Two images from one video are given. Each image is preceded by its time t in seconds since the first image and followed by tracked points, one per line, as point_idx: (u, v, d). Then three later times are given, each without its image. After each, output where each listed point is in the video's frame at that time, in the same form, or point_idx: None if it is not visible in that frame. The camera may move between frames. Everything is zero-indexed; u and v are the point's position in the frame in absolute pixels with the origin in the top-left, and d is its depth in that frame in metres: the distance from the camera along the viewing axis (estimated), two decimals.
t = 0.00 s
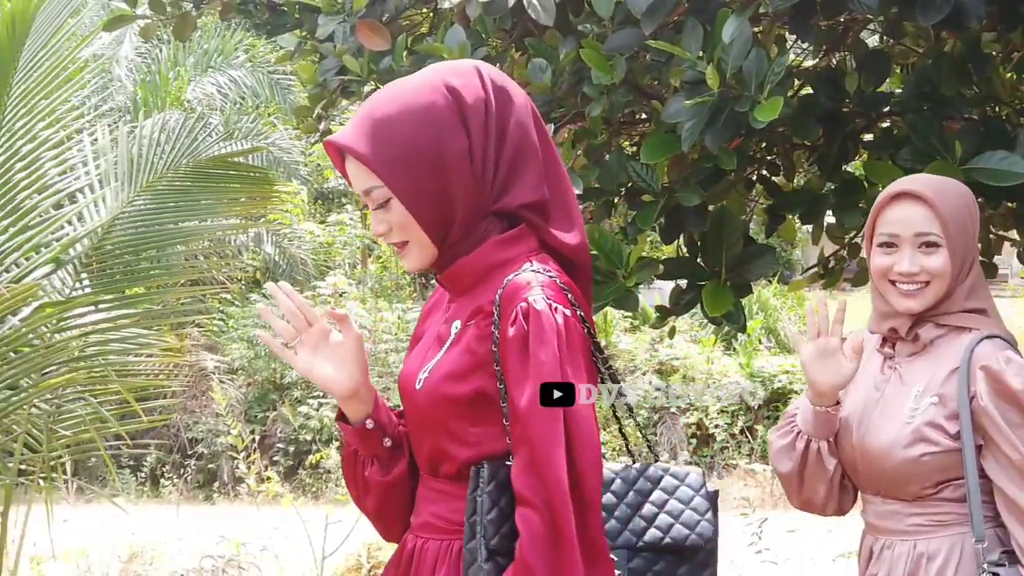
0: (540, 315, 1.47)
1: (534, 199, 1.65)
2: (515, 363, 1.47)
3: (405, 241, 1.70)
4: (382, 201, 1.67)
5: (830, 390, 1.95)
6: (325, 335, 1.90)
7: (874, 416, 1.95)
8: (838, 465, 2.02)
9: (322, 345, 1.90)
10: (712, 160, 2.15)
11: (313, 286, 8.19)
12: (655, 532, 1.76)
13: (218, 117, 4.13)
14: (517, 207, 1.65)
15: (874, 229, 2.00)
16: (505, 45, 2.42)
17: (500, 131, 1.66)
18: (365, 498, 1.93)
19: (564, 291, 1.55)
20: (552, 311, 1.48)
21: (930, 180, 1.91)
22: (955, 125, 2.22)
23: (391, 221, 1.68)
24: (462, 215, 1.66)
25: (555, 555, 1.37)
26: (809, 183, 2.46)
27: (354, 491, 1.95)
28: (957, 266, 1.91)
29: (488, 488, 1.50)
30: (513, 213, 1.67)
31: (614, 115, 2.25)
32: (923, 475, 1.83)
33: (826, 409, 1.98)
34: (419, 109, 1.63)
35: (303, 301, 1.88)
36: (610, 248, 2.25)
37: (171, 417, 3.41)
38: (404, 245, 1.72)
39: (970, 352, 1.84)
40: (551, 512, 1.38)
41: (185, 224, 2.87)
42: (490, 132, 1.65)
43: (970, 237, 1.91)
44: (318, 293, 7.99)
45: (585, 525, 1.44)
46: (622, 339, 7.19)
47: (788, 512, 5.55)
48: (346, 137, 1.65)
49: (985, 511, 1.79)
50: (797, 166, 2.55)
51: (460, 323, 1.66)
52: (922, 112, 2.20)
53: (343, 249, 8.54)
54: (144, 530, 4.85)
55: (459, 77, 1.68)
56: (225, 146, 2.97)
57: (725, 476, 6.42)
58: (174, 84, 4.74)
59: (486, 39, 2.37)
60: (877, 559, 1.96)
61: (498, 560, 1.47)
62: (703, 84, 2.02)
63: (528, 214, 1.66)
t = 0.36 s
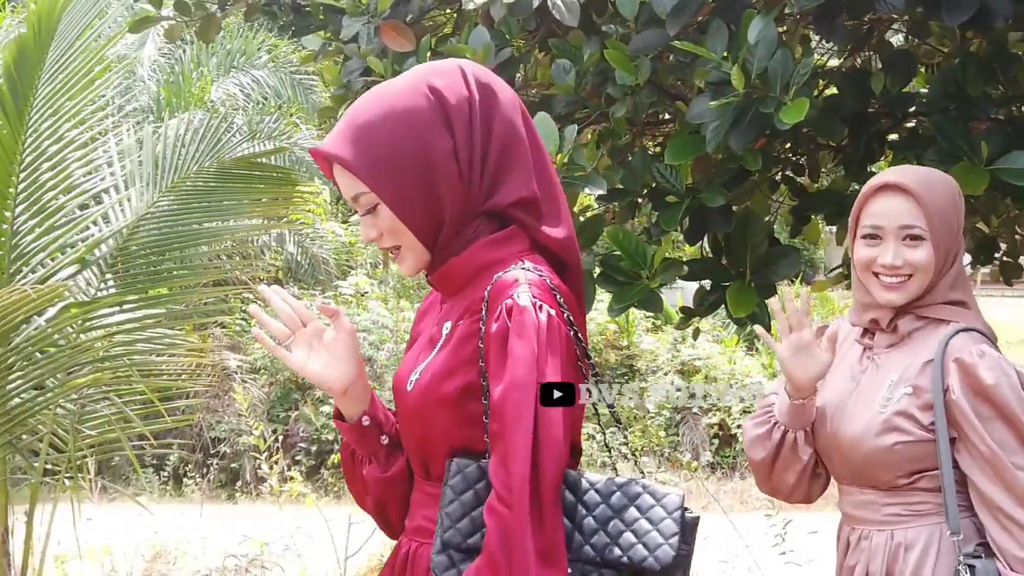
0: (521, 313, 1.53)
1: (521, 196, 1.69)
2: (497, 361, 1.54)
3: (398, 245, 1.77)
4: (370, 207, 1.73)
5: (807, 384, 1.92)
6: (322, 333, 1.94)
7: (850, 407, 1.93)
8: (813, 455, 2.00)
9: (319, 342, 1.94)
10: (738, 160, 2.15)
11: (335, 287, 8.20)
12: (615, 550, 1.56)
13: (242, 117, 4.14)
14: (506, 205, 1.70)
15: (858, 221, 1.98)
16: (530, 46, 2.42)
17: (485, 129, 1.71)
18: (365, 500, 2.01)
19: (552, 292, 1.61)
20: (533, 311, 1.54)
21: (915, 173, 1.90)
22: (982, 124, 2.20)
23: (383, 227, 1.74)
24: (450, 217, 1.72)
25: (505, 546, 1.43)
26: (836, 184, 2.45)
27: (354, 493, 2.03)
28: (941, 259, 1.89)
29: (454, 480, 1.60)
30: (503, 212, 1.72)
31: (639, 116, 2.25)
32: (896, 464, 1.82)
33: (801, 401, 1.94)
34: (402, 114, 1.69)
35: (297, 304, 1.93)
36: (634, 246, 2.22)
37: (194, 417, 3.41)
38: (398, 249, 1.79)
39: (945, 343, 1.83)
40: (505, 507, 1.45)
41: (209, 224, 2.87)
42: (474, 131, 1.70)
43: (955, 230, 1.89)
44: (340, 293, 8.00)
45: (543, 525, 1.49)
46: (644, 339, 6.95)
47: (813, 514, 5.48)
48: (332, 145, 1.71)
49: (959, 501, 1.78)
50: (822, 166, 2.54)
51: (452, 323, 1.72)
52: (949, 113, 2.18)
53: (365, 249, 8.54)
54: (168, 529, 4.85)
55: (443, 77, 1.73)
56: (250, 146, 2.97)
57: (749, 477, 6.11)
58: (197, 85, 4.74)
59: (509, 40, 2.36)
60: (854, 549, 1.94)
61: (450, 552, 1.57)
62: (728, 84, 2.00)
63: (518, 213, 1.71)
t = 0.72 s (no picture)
0: (498, 318, 1.48)
1: (508, 201, 1.65)
2: (473, 366, 1.50)
3: (382, 250, 1.72)
4: (354, 214, 1.69)
5: (792, 375, 1.96)
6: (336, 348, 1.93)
7: (837, 395, 1.95)
8: (802, 444, 2.05)
9: (332, 354, 1.93)
10: (765, 161, 2.14)
11: (360, 287, 8.21)
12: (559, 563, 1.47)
13: (269, 117, 4.14)
14: (491, 211, 1.66)
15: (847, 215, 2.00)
16: (557, 46, 2.42)
17: (470, 133, 1.67)
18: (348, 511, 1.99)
19: (532, 296, 1.56)
20: (510, 315, 1.49)
21: (902, 166, 1.92)
22: (1013, 125, 2.18)
23: (366, 233, 1.70)
24: (434, 222, 1.68)
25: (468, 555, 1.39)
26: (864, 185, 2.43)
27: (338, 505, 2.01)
28: (929, 249, 1.91)
29: (427, 478, 1.56)
30: (487, 217, 1.68)
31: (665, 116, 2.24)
32: (880, 452, 1.83)
33: (788, 392, 1.99)
34: (385, 119, 1.64)
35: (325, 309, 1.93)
36: (660, 247, 2.20)
37: (220, 418, 3.42)
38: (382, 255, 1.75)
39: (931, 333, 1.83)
40: (470, 509, 1.41)
41: (235, 224, 2.88)
42: (460, 137, 1.66)
43: (943, 220, 1.91)
44: (365, 293, 8.01)
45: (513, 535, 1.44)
46: (668, 339, 6.86)
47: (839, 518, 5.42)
48: (314, 152, 1.66)
49: (945, 492, 1.79)
50: (849, 166, 2.52)
51: (435, 330, 1.68)
52: (979, 113, 2.16)
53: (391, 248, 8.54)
54: (195, 529, 4.87)
55: (427, 82, 1.68)
56: (277, 144, 2.97)
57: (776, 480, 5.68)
58: (223, 87, 4.74)
59: (535, 40, 2.36)
60: (840, 540, 1.97)
61: (413, 550, 1.53)
62: (756, 84, 2.00)
63: (503, 219, 1.67)
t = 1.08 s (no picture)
0: (474, 328, 1.45)
1: (489, 211, 1.63)
2: (448, 377, 1.47)
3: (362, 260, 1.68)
4: (333, 223, 1.65)
5: (793, 373, 1.94)
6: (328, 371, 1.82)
7: (836, 389, 1.92)
8: (803, 441, 2.02)
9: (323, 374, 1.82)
10: (792, 161, 2.13)
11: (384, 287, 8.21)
12: None
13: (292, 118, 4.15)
14: (472, 221, 1.63)
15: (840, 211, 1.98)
16: (582, 46, 2.42)
17: (452, 142, 1.64)
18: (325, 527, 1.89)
19: (510, 306, 1.53)
20: (486, 325, 1.46)
21: (896, 160, 1.90)
22: None
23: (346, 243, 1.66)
24: (414, 232, 1.64)
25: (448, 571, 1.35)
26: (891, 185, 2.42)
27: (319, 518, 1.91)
28: (924, 242, 1.89)
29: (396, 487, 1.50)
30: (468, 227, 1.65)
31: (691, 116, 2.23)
32: (873, 445, 1.81)
33: (787, 390, 1.96)
34: (366, 128, 1.61)
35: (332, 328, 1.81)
36: (686, 248, 2.20)
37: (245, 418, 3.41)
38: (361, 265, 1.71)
39: (926, 327, 1.81)
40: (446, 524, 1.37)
41: (260, 225, 2.88)
42: (441, 146, 1.63)
43: (937, 214, 1.89)
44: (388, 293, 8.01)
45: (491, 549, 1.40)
46: (692, 339, 6.82)
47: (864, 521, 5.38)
48: (294, 161, 1.63)
49: (937, 486, 1.77)
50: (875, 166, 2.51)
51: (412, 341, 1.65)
52: (1006, 112, 2.15)
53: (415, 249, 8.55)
54: (219, 528, 4.87)
55: (408, 91, 1.66)
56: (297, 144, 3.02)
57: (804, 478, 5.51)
58: (247, 86, 4.74)
59: (560, 41, 2.36)
60: (834, 533, 1.94)
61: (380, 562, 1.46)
62: (783, 84, 1.99)
63: (484, 230, 1.64)
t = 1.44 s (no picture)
0: (442, 343, 1.43)
1: (460, 224, 1.61)
2: (416, 392, 1.45)
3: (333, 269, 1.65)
4: (304, 231, 1.62)
5: (791, 373, 1.95)
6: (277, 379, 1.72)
7: (835, 388, 1.89)
8: (806, 443, 2.00)
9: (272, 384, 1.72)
10: (820, 161, 2.12)
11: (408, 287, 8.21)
12: None
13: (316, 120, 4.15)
14: (443, 233, 1.61)
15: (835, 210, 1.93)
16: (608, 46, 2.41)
17: (424, 153, 1.62)
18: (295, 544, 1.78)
19: (478, 321, 1.52)
20: (455, 340, 1.44)
21: (892, 157, 1.85)
22: None
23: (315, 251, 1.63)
24: (385, 242, 1.62)
25: None
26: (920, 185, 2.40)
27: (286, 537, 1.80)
28: (921, 240, 1.85)
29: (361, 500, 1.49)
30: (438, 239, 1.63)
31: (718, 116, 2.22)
32: (870, 445, 1.78)
33: (788, 389, 1.96)
34: (337, 138, 1.58)
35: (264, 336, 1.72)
36: (713, 248, 2.18)
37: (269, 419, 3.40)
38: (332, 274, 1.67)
39: (923, 326, 1.78)
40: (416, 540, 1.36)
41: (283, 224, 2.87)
42: (413, 157, 1.61)
43: (934, 212, 1.85)
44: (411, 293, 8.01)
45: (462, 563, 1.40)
46: (716, 339, 6.78)
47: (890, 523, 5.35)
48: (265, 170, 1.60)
49: (933, 487, 1.74)
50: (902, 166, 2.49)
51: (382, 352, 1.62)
52: None
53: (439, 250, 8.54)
54: (244, 528, 4.88)
55: (381, 102, 1.63)
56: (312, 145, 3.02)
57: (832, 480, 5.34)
58: (272, 87, 4.74)
59: (586, 40, 2.35)
60: (832, 532, 1.91)
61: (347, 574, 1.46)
62: (812, 84, 1.98)
63: (455, 242, 1.62)
